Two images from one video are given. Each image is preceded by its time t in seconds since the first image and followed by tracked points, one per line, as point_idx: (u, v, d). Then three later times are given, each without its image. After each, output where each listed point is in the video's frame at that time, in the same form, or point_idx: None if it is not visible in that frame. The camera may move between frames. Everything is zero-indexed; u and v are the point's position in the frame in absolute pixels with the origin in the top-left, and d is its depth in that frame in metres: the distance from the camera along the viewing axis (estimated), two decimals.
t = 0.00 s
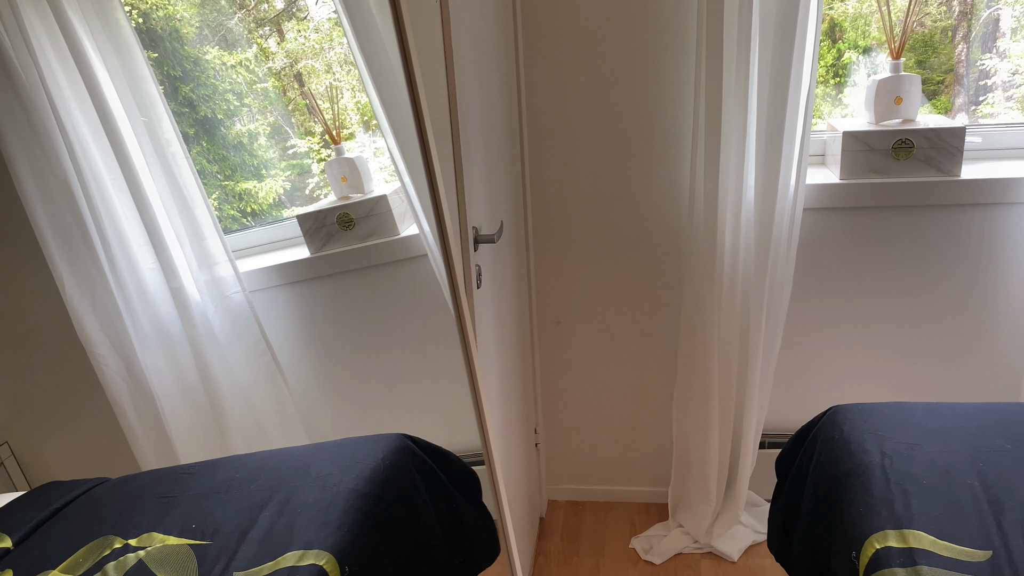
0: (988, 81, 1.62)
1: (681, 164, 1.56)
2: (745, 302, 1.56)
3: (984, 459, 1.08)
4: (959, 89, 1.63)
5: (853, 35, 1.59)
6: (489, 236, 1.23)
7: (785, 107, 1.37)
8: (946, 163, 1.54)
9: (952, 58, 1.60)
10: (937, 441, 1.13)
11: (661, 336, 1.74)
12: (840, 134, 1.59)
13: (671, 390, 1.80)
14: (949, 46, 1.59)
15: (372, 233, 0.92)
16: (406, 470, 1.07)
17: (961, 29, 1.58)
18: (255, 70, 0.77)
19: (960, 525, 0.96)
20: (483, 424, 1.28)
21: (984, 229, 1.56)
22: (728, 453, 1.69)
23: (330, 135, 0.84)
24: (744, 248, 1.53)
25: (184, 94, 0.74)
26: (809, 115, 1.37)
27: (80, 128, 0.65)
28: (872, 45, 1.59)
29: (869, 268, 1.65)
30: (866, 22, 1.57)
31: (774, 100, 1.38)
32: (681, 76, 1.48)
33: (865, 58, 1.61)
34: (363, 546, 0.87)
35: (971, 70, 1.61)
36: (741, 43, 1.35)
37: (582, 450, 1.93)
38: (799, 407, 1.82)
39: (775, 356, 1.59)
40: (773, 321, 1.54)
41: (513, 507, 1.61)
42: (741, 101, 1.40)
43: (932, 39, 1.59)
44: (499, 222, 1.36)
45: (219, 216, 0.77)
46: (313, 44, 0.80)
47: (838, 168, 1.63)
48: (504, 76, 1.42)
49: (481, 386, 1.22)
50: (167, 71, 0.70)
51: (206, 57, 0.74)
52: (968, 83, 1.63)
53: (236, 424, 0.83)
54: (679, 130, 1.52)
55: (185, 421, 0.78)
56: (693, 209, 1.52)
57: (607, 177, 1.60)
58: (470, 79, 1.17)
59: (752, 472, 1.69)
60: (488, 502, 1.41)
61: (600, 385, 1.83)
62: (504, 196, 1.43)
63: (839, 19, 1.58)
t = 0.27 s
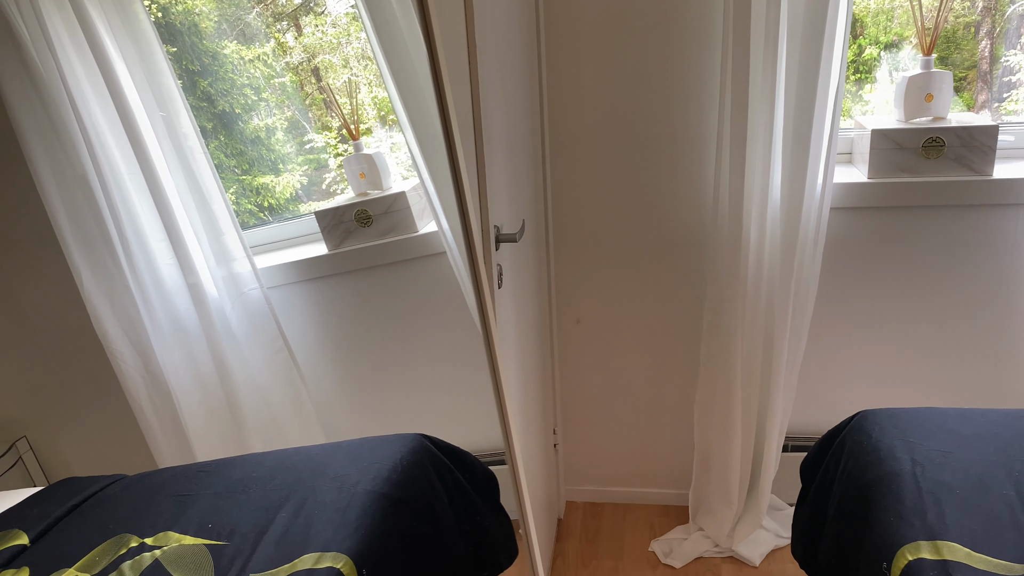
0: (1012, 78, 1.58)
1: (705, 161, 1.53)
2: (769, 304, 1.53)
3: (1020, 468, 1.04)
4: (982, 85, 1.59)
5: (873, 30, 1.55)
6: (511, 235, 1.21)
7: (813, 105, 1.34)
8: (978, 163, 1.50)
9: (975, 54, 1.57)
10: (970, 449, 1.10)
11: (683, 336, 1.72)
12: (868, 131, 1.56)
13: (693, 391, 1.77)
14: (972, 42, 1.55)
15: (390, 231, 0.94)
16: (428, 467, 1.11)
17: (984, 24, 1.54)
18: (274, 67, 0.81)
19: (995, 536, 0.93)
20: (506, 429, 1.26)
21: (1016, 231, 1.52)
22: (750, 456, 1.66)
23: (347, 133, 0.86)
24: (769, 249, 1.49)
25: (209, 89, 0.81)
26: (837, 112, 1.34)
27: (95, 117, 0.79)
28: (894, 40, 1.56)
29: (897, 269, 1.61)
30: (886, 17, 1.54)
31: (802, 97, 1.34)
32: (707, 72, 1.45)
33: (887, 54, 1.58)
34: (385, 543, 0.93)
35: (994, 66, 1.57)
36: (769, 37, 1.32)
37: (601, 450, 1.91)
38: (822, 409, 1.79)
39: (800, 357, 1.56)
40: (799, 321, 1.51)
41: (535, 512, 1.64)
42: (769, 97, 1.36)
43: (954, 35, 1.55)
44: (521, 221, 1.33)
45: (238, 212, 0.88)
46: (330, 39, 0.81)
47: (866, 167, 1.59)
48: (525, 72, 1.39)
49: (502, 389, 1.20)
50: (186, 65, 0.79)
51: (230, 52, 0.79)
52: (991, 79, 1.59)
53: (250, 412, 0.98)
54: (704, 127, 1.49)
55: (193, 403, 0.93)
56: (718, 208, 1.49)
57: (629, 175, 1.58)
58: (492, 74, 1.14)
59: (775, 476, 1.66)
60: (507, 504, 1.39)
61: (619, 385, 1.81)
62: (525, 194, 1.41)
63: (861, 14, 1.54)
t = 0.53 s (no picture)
0: None
1: (729, 160, 1.50)
2: (793, 305, 1.50)
3: None
4: (1002, 84, 1.54)
5: (891, 27, 1.53)
6: (534, 235, 1.19)
7: (841, 103, 1.31)
8: (1008, 163, 1.47)
9: (997, 53, 1.52)
10: (1002, 456, 1.07)
11: (704, 337, 1.70)
12: (896, 130, 1.53)
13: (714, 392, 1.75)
14: (993, 40, 1.51)
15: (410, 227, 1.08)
16: (445, 461, 1.25)
17: (1007, 22, 1.49)
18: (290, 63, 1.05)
19: None
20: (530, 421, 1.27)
21: None
22: (773, 459, 1.64)
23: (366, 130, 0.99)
24: (794, 250, 1.47)
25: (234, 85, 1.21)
26: (864, 109, 1.32)
27: (109, 99, 1.08)
28: (913, 37, 1.53)
29: (924, 271, 1.59)
30: (905, 14, 1.52)
31: (829, 95, 1.31)
32: (732, 70, 1.42)
33: (907, 51, 1.55)
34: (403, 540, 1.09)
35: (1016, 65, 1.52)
36: (796, 34, 1.29)
37: (620, 450, 1.90)
38: (846, 411, 1.76)
39: (824, 359, 1.53)
40: (823, 323, 1.49)
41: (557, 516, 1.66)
42: (795, 95, 1.33)
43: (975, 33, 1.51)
44: (543, 221, 1.32)
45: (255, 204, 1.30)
46: (345, 36, 0.92)
47: (892, 167, 1.57)
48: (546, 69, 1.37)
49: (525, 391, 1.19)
50: (203, 60, 1.19)
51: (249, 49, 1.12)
52: (1012, 79, 1.54)
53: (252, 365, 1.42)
54: (728, 125, 1.47)
55: (213, 402, 1.31)
56: (742, 208, 1.47)
57: (651, 174, 1.56)
58: (516, 72, 1.13)
59: (797, 480, 1.64)
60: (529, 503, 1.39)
61: (639, 386, 1.79)
62: (546, 193, 1.40)
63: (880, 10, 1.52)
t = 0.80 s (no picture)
0: None
1: (757, 160, 1.48)
2: (821, 308, 1.47)
3: None
4: None
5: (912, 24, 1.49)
6: (560, 235, 1.17)
7: (873, 101, 1.28)
8: None
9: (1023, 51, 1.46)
10: None
11: (729, 339, 1.67)
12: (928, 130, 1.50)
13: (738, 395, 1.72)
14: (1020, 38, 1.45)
15: (429, 226, 1.57)
16: (468, 463, 1.25)
17: None
18: (308, 59, 1.54)
19: None
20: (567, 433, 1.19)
21: None
22: (798, 464, 1.61)
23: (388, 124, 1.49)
24: (823, 252, 1.44)
25: (253, 80, 1.58)
26: (897, 109, 1.29)
27: (136, 102, 1.40)
28: (936, 34, 1.49)
29: (955, 273, 1.55)
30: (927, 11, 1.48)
31: (861, 93, 1.28)
32: (761, 67, 1.39)
33: (931, 48, 1.51)
34: (430, 540, 1.07)
35: None
36: (828, 31, 1.26)
37: (642, 452, 1.88)
38: (873, 415, 1.74)
39: (851, 360, 1.51)
40: (852, 326, 1.46)
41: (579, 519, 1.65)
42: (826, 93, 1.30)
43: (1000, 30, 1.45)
44: (569, 221, 1.30)
45: (283, 200, 1.73)
46: (363, 30, 1.35)
47: (923, 168, 1.54)
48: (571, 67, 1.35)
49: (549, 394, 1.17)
50: (228, 54, 1.55)
51: (270, 46, 1.55)
52: None
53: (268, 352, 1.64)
54: (756, 126, 1.44)
55: (234, 397, 1.68)
56: (770, 208, 1.44)
57: (677, 173, 1.54)
58: (543, 69, 1.11)
59: (823, 485, 1.61)
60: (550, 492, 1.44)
61: (662, 387, 1.78)
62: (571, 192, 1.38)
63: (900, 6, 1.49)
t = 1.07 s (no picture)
0: None
1: (785, 160, 1.45)
2: (850, 311, 1.44)
3: None
4: None
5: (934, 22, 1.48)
6: (586, 235, 1.15)
7: (905, 100, 1.24)
8: None
9: None
10: None
11: (755, 341, 1.65)
12: (961, 129, 1.47)
13: (762, 398, 1.70)
14: None
15: (451, 225, 1.57)
16: (491, 468, 1.24)
17: None
18: (329, 56, 1.55)
19: None
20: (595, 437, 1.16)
21: None
22: (824, 469, 1.58)
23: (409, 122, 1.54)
24: (852, 254, 1.41)
25: (273, 77, 1.58)
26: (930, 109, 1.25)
27: (158, 98, 1.39)
28: (961, 32, 1.48)
29: (988, 276, 1.51)
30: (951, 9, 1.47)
31: (893, 92, 1.24)
32: (790, 65, 1.37)
33: (956, 46, 1.49)
34: (453, 543, 1.05)
35: None
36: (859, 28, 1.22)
37: (665, 453, 1.87)
38: (901, 419, 1.71)
39: (879, 365, 1.48)
40: (881, 330, 1.43)
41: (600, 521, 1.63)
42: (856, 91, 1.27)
43: None
44: (594, 221, 1.28)
45: (305, 199, 1.73)
46: (385, 32, 1.49)
47: (956, 168, 1.50)
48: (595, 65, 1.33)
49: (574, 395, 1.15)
50: (250, 51, 1.54)
51: (290, 43, 1.54)
52: None
53: (291, 352, 1.61)
54: (784, 126, 1.41)
55: (258, 398, 1.66)
56: (798, 209, 1.42)
57: (702, 173, 1.52)
58: (570, 69, 1.10)
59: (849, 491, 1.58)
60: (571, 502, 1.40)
61: (685, 388, 1.76)
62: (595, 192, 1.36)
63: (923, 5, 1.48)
